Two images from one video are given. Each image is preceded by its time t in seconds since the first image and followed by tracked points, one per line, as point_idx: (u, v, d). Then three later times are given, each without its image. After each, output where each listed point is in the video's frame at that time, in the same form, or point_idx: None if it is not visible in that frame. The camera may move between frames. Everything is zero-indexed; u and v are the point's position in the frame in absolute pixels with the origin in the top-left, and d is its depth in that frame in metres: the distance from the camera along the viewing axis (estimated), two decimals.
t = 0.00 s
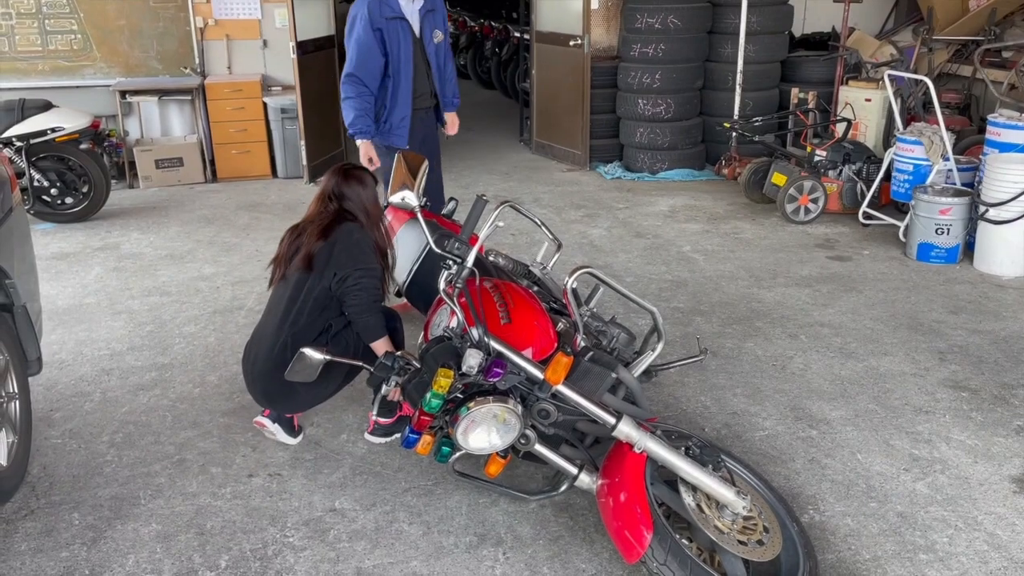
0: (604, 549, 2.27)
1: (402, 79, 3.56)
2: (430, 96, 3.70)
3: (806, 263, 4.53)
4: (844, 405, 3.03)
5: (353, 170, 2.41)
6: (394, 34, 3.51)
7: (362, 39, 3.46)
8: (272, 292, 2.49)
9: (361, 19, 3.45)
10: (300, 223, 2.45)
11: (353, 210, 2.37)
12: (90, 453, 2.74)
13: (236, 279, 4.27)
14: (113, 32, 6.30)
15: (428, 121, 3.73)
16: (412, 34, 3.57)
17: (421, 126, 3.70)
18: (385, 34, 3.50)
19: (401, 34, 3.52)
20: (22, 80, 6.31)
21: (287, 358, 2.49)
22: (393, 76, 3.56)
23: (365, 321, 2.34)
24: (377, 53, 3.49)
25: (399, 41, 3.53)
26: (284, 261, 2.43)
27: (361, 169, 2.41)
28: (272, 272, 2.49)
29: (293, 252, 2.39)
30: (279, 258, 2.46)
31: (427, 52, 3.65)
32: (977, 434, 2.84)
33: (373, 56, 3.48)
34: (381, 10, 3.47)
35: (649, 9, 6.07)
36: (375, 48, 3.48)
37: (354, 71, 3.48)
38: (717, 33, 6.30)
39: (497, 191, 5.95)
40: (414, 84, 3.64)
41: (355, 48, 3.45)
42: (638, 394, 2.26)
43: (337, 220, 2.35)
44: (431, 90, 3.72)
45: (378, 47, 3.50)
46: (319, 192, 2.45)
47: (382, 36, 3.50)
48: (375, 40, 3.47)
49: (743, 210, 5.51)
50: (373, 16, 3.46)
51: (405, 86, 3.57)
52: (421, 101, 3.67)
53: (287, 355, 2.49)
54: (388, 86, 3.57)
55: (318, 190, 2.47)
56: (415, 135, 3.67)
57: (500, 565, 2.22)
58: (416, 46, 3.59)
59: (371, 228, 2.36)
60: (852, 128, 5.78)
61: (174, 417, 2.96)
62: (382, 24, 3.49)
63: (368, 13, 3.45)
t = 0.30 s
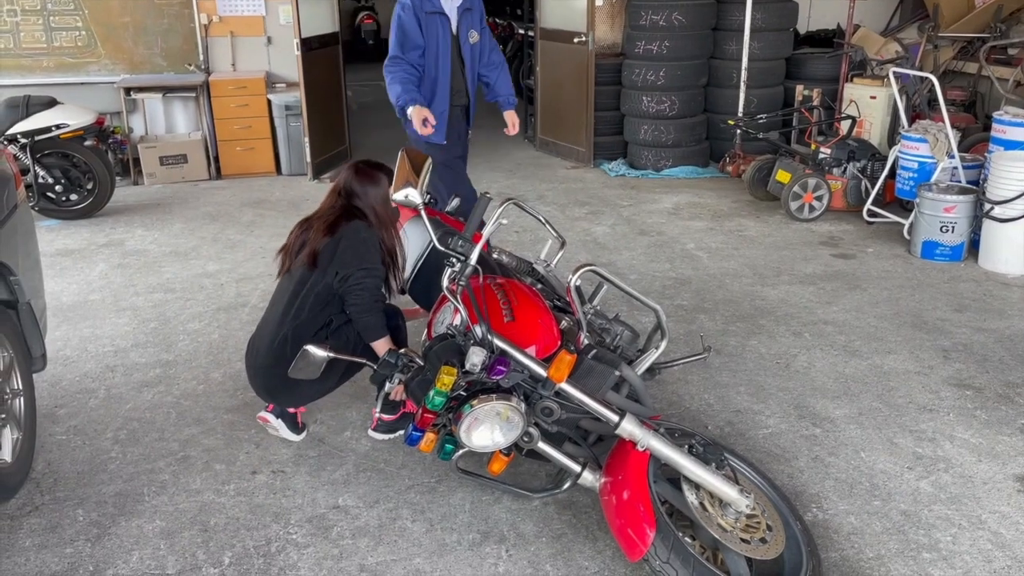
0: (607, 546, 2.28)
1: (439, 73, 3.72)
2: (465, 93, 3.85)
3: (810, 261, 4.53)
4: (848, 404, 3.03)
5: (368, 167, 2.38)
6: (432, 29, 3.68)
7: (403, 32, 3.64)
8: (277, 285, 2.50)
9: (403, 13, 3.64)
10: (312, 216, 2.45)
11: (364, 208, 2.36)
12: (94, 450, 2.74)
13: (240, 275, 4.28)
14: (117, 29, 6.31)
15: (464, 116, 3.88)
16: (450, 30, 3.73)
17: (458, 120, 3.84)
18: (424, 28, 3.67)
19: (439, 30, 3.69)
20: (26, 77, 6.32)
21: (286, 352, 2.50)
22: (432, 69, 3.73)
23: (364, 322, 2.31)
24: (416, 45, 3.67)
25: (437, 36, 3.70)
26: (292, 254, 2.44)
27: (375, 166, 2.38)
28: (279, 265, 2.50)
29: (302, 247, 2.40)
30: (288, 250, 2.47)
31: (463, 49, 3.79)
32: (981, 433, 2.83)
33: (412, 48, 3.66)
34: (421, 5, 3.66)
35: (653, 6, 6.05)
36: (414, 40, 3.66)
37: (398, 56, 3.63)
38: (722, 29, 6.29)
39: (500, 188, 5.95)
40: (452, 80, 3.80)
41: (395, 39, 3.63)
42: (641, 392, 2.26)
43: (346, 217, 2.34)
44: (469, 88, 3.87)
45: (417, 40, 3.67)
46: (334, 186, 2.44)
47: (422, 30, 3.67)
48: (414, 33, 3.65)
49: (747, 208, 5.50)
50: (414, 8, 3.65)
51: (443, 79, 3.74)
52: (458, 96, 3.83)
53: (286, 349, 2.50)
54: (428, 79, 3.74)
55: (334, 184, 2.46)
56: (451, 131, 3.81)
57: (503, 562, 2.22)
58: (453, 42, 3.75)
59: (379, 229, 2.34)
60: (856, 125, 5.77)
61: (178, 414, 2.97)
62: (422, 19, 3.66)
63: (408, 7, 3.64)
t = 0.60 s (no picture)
0: (610, 546, 2.28)
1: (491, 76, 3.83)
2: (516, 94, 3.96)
3: (813, 259, 4.52)
4: (851, 403, 3.03)
5: (372, 163, 2.39)
6: (482, 36, 3.78)
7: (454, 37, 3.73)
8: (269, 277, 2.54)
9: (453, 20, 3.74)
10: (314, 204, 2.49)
11: (362, 205, 2.39)
12: (98, 448, 2.75)
13: (244, 274, 4.28)
14: (121, 28, 6.32)
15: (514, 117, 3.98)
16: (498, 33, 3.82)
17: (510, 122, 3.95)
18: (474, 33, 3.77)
19: (488, 33, 3.78)
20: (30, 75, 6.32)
21: (266, 351, 2.50)
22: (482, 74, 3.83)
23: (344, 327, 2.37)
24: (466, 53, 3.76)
25: (486, 40, 3.79)
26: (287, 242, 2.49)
27: (379, 162, 2.38)
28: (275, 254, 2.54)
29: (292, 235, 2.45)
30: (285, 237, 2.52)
31: (512, 50, 3.88)
32: (985, 432, 2.83)
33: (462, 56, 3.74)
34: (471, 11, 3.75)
35: (657, 4, 6.04)
36: (464, 48, 3.75)
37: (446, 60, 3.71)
38: (725, 28, 6.28)
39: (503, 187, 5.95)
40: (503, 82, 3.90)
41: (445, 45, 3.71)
42: (644, 391, 2.26)
43: (339, 214, 2.38)
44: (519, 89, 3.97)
45: (466, 47, 3.76)
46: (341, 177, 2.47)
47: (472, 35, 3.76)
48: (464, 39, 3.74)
49: (750, 206, 5.50)
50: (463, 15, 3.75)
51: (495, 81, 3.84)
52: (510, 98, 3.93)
53: (266, 348, 2.50)
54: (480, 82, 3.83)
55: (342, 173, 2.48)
56: (504, 132, 3.92)
57: (506, 561, 2.22)
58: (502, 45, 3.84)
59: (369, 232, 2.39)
60: (860, 124, 5.77)
61: (182, 412, 2.98)
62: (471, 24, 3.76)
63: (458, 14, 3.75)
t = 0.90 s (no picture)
0: (612, 544, 2.28)
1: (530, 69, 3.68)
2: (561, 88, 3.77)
3: (815, 258, 4.51)
4: (853, 401, 3.02)
5: (358, 164, 2.38)
6: (522, 27, 3.63)
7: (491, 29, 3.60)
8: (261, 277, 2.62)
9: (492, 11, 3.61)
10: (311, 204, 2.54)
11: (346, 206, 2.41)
12: (99, 448, 2.75)
13: (245, 273, 4.28)
14: (122, 27, 6.31)
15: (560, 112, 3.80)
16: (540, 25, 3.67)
17: (552, 117, 3.78)
18: (512, 25, 3.63)
19: (528, 26, 3.64)
20: (29, 74, 6.32)
21: (236, 350, 2.55)
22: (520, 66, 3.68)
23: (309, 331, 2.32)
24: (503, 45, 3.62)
25: (526, 33, 3.64)
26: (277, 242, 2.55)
27: (364, 163, 2.37)
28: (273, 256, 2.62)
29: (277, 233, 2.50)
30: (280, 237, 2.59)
31: (556, 43, 3.72)
32: (987, 430, 2.82)
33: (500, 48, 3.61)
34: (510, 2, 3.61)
35: (658, 2, 6.02)
36: (502, 39, 3.62)
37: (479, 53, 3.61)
38: (726, 26, 6.28)
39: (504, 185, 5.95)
40: (544, 76, 3.74)
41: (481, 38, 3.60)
42: (647, 390, 2.24)
43: (318, 216, 2.41)
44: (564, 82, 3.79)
45: (505, 37, 3.62)
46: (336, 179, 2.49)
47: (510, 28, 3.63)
48: (501, 31, 3.60)
49: (751, 205, 5.49)
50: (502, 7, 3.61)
51: (534, 74, 3.69)
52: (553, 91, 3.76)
53: (235, 347, 2.55)
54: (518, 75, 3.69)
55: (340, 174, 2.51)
56: (543, 126, 3.77)
57: (508, 560, 2.22)
58: (544, 37, 3.68)
59: (344, 235, 2.40)
60: (861, 122, 5.75)
61: (183, 412, 2.98)
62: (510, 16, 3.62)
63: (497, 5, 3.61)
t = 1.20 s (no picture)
0: (612, 544, 2.27)
1: (576, 73, 3.52)
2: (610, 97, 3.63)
3: (814, 257, 4.51)
4: (853, 400, 3.02)
5: (345, 166, 2.37)
6: (571, 27, 3.49)
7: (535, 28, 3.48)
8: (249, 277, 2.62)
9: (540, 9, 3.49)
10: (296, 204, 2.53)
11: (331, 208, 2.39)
12: (99, 448, 2.75)
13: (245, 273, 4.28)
14: (121, 27, 6.31)
15: (608, 121, 3.66)
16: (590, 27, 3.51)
17: (597, 125, 3.63)
18: (560, 24, 3.49)
19: (577, 27, 3.49)
20: (28, 74, 6.32)
21: (219, 348, 2.56)
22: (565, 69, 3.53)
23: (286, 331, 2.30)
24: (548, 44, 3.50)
25: (574, 35, 3.49)
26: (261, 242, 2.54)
27: (351, 166, 2.36)
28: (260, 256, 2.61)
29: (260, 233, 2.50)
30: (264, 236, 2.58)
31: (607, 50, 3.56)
32: (987, 429, 2.82)
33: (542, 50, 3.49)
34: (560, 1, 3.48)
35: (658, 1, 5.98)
36: (546, 42, 3.50)
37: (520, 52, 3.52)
38: (725, 25, 6.27)
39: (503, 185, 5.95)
40: (592, 82, 3.59)
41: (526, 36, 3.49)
42: (647, 390, 2.24)
43: (300, 217, 2.40)
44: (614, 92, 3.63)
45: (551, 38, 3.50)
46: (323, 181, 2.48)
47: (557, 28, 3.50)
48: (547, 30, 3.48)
49: (751, 204, 5.49)
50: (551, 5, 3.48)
51: (580, 79, 3.53)
52: (599, 99, 3.61)
53: (218, 344, 2.56)
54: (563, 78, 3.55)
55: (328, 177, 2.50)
56: (586, 132, 3.62)
57: (508, 560, 2.22)
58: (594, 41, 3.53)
59: (325, 237, 2.39)
60: (860, 121, 5.75)
61: (183, 412, 2.98)
62: (558, 15, 3.48)
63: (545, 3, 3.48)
